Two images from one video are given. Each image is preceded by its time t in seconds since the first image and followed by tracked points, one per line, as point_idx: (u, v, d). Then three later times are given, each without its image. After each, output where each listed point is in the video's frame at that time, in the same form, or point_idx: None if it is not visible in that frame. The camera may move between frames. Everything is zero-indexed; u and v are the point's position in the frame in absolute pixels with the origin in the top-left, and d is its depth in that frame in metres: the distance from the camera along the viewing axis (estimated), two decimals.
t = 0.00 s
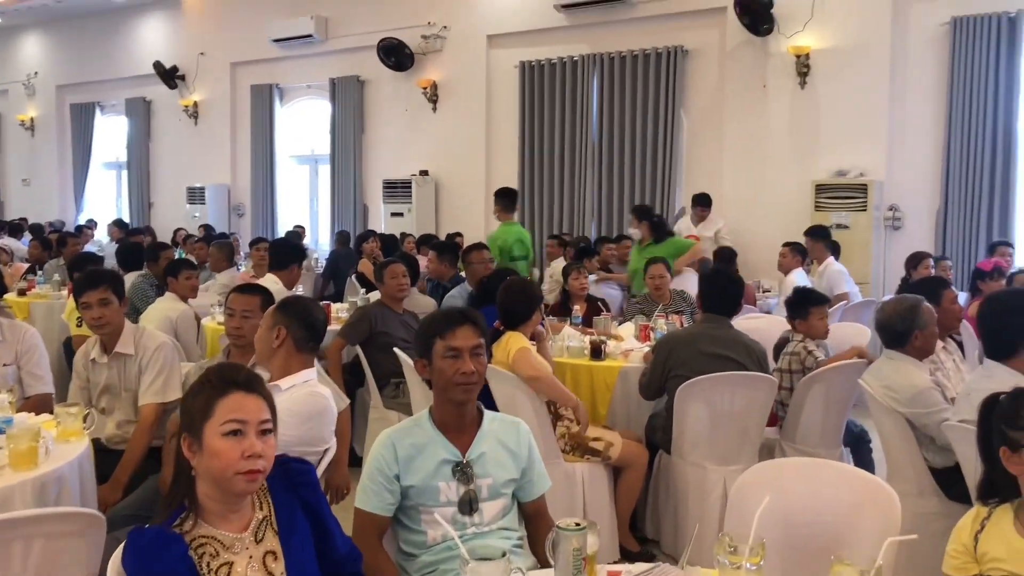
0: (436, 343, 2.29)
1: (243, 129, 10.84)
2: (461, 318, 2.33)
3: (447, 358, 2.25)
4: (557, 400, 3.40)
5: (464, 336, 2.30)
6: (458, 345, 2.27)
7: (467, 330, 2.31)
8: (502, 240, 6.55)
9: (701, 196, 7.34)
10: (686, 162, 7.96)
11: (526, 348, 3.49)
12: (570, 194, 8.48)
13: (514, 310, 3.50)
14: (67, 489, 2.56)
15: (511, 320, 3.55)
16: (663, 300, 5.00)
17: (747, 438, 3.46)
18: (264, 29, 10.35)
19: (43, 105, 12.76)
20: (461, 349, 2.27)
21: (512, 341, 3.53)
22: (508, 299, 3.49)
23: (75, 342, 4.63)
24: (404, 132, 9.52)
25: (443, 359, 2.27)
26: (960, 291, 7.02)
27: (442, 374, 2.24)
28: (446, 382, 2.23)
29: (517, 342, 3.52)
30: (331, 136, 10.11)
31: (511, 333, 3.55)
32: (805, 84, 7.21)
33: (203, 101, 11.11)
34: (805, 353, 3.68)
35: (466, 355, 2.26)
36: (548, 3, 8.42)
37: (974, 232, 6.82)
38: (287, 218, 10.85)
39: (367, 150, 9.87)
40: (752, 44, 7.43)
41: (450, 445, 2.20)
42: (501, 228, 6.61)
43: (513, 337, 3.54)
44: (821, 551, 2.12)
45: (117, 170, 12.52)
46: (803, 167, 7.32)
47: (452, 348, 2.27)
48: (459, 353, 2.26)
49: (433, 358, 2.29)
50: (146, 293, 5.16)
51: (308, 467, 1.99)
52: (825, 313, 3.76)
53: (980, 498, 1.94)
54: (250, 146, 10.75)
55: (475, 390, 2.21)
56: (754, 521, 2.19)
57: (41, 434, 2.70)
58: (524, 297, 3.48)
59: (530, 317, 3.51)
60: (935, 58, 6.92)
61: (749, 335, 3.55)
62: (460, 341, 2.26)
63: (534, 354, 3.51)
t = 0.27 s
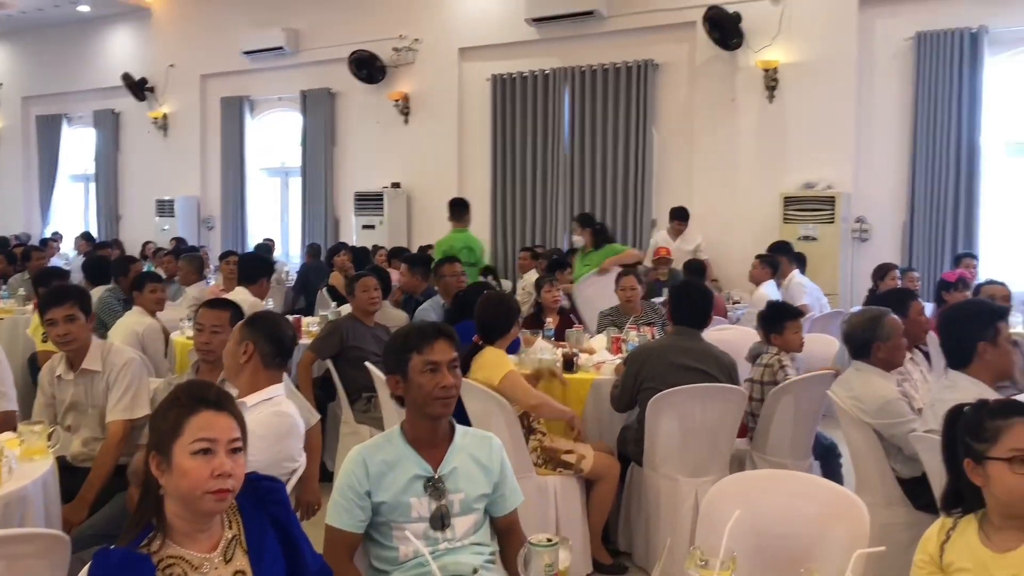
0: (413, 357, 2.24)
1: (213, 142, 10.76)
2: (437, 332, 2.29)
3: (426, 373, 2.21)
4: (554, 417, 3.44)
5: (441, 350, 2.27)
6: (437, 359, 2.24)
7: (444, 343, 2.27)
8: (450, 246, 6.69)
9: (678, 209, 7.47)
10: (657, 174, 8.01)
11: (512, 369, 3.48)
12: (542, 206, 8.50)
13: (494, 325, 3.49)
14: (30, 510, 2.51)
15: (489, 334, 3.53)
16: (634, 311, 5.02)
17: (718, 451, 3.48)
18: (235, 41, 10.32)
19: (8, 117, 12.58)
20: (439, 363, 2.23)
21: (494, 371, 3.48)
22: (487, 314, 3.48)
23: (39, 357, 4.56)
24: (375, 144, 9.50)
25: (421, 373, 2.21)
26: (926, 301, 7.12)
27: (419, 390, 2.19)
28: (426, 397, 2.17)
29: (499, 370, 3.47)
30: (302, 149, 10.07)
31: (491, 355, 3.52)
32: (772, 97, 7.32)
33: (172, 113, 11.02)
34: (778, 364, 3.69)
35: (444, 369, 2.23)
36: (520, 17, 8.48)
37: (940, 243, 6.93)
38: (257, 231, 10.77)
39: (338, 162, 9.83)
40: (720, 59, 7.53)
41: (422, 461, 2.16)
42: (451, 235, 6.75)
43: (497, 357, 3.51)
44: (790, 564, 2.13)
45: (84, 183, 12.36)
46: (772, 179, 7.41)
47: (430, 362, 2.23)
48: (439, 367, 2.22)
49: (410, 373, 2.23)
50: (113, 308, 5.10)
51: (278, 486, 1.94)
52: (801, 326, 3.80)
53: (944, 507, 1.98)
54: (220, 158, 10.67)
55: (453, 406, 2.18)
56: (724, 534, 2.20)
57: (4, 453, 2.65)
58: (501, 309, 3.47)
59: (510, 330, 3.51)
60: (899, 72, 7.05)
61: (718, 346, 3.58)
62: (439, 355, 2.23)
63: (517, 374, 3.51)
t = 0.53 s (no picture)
0: (381, 367, 2.20)
1: (175, 149, 10.63)
2: (404, 342, 2.27)
3: (396, 384, 2.18)
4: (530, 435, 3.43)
5: (409, 359, 2.24)
6: (405, 367, 2.21)
7: (412, 353, 2.25)
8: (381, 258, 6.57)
9: (654, 220, 7.38)
10: (623, 182, 8.06)
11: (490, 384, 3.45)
12: (508, 214, 8.50)
13: (471, 335, 3.49)
14: None
15: (465, 344, 3.53)
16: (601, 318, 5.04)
17: (684, 457, 3.49)
18: (197, 48, 10.21)
19: None
20: (407, 372, 2.21)
21: (472, 385, 3.44)
22: (465, 324, 3.48)
23: None
24: (340, 152, 9.44)
25: (390, 384, 2.18)
26: (887, 307, 7.24)
27: (387, 399, 2.16)
28: (396, 407, 2.14)
29: (478, 384, 3.44)
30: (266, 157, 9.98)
31: (467, 368, 3.48)
32: (736, 106, 7.41)
33: (132, 121, 10.86)
34: (746, 372, 3.70)
35: (413, 378, 2.20)
36: (485, 25, 8.50)
37: (900, 250, 7.05)
38: (220, 240, 10.65)
39: (302, 170, 9.76)
40: (683, 68, 7.62)
41: (388, 471, 2.14)
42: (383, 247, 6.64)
43: (475, 369, 3.47)
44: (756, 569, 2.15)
45: (42, 191, 12.12)
46: (736, 187, 7.50)
47: (398, 372, 2.19)
48: (407, 377, 2.20)
49: (378, 384, 2.19)
50: (70, 318, 5.00)
51: (242, 499, 1.90)
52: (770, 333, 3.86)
53: (907, 511, 2.01)
54: (182, 166, 10.54)
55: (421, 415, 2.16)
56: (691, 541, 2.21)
57: None
58: (477, 318, 3.48)
59: (487, 340, 3.52)
60: (859, 81, 7.17)
61: (683, 353, 3.60)
62: (408, 364, 2.20)
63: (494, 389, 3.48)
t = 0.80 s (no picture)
0: (347, 372, 2.16)
1: (141, 152, 10.48)
2: (370, 346, 2.24)
3: (363, 389, 2.15)
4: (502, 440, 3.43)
5: (375, 363, 2.21)
6: (372, 371, 2.18)
7: (378, 357, 2.22)
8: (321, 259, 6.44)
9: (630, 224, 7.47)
10: (594, 184, 8.08)
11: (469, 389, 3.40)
12: (479, 217, 8.48)
13: (454, 336, 3.48)
14: None
15: (447, 346, 3.51)
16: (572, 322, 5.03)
17: (655, 460, 3.49)
18: (164, 49, 10.09)
19: None
20: (374, 376, 2.18)
21: (452, 385, 3.40)
22: (447, 325, 3.48)
23: None
24: (309, 155, 9.37)
25: (357, 389, 2.15)
26: (854, 309, 7.33)
27: (354, 404, 2.13)
28: (364, 412, 2.11)
29: (458, 384, 3.39)
30: (234, 159, 9.87)
31: (448, 368, 3.45)
32: (705, 109, 7.46)
33: (98, 123, 10.70)
34: (718, 374, 3.71)
35: (380, 382, 2.18)
36: (455, 28, 8.50)
37: (867, 252, 7.14)
38: (187, 243, 10.52)
39: (271, 173, 9.67)
40: (653, 72, 7.66)
41: (356, 476, 2.11)
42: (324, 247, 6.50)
43: (457, 370, 3.44)
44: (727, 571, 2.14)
45: (4, 195, 11.90)
46: (705, 190, 7.54)
47: (365, 376, 2.16)
48: (375, 381, 2.17)
49: (344, 389, 2.15)
50: (31, 324, 4.90)
51: (207, 506, 1.88)
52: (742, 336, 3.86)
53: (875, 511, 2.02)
54: (148, 169, 10.39)
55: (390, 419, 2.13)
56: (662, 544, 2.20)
57: None
58: (461, 320, 3.48)
59: (469, 344, 3.52)
60: (826, 85, 7.25)
61: (654, 356, 3.61)
62: (375, 368, 2.18)
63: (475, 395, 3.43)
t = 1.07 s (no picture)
0: (322, 373, 2.14)
1: (113, 152, 10.36)
2: (344, 347, 2.22)
3: (338, 390, 2.13)
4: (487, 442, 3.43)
5: (350, 364, 2.19)
6: (347, 373, 2.16)
7: (353, 358, 2.20)
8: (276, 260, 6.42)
9: (604, 227, 7.50)
10: (570, 185, 8.08)
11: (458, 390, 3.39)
12: (455, 217, 8.46)
13: (444, 337, 3.43)
14: None
15: (437, 346, 3.47)
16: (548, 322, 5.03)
17: (631, 460, 3.50)
18: (136, 48, 9.98)
19: None
20: (349, 378, 2.16)
21: (439, 384, 3.38)
22: (439, 325, 3.43)
23: None
24: (284, 155, 9.30)
25: (332, 391, 2.12)
26: (828, 308, 7.39)
27: (329, 406, 2.10)
28: (339, 414, 2.09)
29: (445, 384, 3.38)
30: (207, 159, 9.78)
31: (436, 367, 3.42)
32: (680, 110, 7.50)
33: (68, 122, 10.56)
34: (694, 372, 3.72)
35: (355, 384, 2.16)
36: (430, 28, 8.48)
37: (840, 252, 7.20)
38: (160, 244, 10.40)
39: (246, 173, 9.59)
40: (628, 72, 7.68)
41: (329, 479, 2.08)
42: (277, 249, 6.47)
43: (445, 370, 3.42)
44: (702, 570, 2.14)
45: None
46: (681, 190, 7.58)
47: (341, 378, 2.14)
48: (350, 383, 2.15)
49: (319, 391, 2.12)
50: None
51: (178, 509, 1.85)
52: (717, 335, 3.88)
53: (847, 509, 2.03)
54: (120, 169, 10.27)
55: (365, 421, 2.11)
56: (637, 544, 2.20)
57: None
58: (451, 319, 3.43)
59: (459, 345, 3.48)
60: (800, 86, 7.31)
61: (629, 356, 3.61)
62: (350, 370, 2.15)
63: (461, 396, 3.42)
